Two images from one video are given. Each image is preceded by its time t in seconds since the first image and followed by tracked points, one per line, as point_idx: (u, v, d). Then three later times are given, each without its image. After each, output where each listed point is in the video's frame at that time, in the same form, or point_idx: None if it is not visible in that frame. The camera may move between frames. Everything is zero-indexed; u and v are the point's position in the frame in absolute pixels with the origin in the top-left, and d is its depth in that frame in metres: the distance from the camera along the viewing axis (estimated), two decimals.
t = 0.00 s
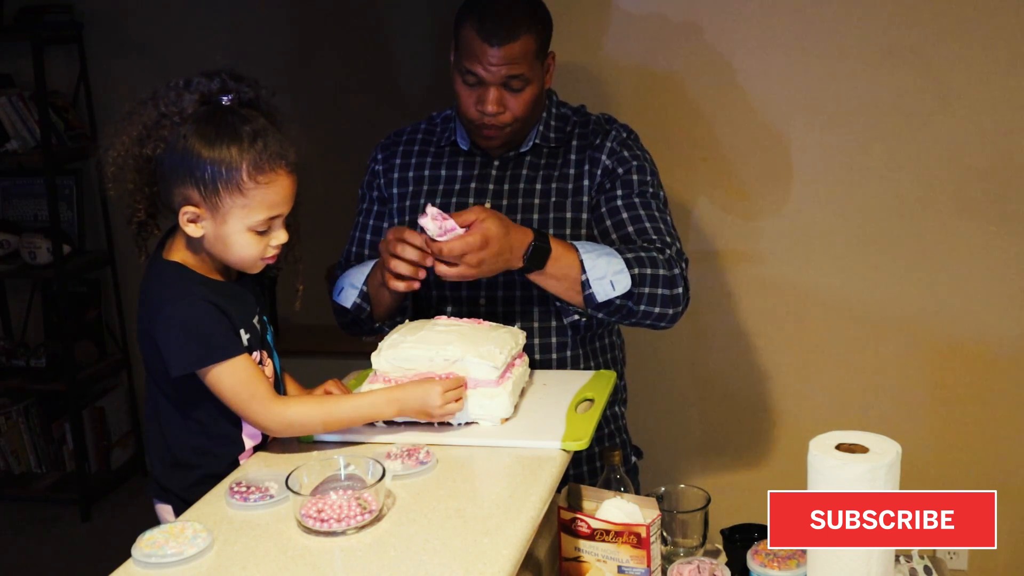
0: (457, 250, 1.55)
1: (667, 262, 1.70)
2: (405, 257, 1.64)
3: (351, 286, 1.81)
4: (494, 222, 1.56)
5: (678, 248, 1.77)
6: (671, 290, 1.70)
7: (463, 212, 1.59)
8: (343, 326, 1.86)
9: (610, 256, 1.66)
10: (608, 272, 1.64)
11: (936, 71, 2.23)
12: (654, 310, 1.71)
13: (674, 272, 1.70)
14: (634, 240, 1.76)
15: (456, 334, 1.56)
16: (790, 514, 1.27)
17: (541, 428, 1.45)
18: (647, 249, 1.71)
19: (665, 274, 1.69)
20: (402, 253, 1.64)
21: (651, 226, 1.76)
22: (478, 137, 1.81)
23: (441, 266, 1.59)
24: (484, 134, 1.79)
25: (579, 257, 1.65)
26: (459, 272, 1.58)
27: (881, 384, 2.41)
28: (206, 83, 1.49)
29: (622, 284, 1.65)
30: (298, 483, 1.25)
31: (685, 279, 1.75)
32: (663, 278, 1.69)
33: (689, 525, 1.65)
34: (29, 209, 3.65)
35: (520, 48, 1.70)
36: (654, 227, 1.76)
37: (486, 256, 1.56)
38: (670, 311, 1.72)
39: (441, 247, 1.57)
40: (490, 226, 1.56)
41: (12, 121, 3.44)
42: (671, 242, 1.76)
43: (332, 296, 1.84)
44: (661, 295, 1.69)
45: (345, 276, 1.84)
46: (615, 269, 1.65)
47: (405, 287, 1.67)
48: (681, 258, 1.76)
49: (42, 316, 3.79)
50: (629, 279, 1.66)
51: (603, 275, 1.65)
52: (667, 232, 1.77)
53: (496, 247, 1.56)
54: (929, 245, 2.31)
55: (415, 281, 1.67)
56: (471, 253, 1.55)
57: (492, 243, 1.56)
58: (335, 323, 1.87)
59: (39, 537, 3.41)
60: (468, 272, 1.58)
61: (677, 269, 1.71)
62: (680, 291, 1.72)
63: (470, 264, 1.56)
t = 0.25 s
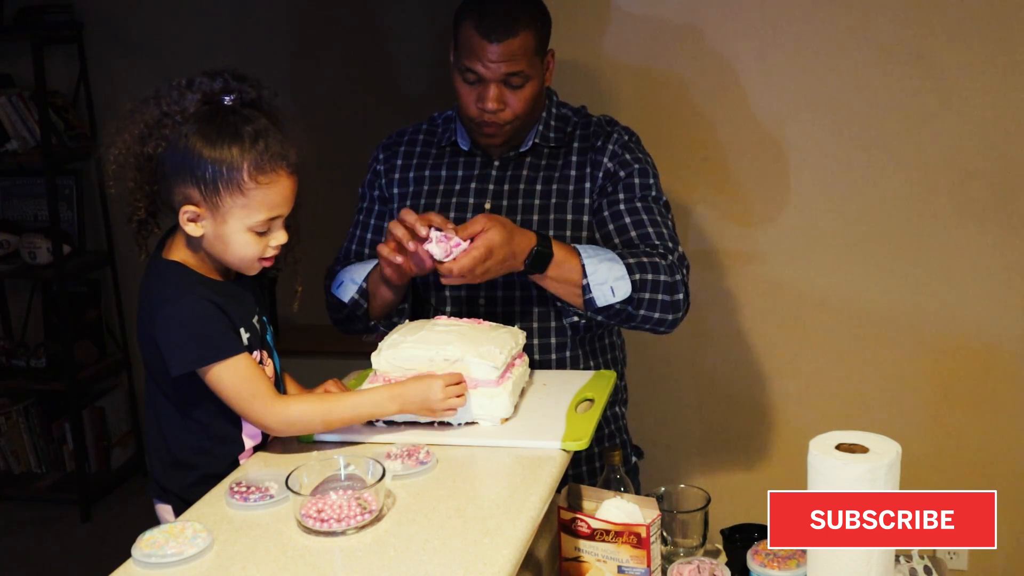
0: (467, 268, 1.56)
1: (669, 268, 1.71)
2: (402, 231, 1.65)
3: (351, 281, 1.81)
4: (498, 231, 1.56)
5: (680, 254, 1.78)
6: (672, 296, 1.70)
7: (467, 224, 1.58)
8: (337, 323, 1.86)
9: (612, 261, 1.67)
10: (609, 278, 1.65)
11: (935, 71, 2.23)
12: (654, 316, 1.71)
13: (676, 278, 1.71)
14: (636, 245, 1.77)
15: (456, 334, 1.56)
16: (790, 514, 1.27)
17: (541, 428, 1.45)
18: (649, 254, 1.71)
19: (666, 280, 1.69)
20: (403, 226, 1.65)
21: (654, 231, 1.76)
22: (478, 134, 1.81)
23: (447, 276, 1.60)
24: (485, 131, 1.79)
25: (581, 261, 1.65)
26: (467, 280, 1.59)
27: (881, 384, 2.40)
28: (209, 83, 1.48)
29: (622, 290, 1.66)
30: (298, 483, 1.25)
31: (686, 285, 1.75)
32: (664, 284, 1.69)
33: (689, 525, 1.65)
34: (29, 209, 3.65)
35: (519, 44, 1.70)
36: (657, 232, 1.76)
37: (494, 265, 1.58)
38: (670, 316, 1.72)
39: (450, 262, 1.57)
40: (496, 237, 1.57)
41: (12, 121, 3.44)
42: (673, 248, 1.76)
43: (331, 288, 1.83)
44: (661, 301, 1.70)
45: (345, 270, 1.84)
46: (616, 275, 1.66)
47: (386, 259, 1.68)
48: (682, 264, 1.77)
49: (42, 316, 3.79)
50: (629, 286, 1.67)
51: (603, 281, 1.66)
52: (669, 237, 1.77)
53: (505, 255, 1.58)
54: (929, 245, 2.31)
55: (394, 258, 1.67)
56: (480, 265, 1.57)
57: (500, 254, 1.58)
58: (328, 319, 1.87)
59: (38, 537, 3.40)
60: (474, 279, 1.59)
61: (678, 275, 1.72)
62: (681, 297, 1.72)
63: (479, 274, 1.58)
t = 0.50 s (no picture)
0: (474, 277, 1.55)
1: (670, 271, 1.71)
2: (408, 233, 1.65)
3: (348, 281, 1.82)
4: (503, 238, 1.55)
5: (681, 256, 1.77)
6: (671, 299, 1.70)
7: (472, 231, 1.56)
8: (331, 321, 1.86)
9: (613, 264, 1.67)
10: (609, 281, 1.65)
11: (936, 70, 2.23)
12: (654, 318, 1.71)
13: (676, 281, 1.71)
14: (638, 247, 1.77)
15: (457, 334, 1.55)
16: (790, 514, 1.27)
17: (542, 429, 1.45)
18: (650, 256, 1.71)
19: (666, 282, 1.69)
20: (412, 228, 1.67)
21: (655, 233, 1.76)
22: (483, 133, 1.81)
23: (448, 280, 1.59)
24: (488, 130, 1.79)
25: (581, 264, 1.65)
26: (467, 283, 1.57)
27: (881, 384, 2.40)
28: (210, 81, 1.49)
29: (622, 293, 1.66)
30: (298, 483, 1.25)
31: (686, 287, 1.75)
32: (664, 287, 1.69)
33: (689, 525, 1.65)
34: (29, 208, 3.65)
35: (523, 42, 1.71)
36: (658, 233, 1.76)
37: (498, 269, 1.57)
38: (669, 318, 1.72)
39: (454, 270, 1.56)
40: (500, 244, 1.55)
41: (12, 121, 3.44)
42: (674, 250, 1.76)
43: (329, 288, 1.83)
44: (661, 303, 1.70)
45: (343, 270, 1.84)
46: (616, 278, 1.66)
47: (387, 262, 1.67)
48: (683, 266, 1.77)
49: (42, 316, 3.79)
50: (630, 289, 1.66)
51: (604, 283, 1.66)
52: (671, 239, 1.77)
53: (509, 259, 1.58)
54: (929, 244, 2.31)
55: (396, 261, 1.67)
56: (484, 271, 1.56)
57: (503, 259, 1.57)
58: (321, 317, 1.87)
59: (39, 537, 3.41)
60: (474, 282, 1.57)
61: (679, 278, 1.71)
62: (681, 300, 1.72)
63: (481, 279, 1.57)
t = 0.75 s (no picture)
0: (479, 282, 1.55)
1: (670, 273, 1.70)
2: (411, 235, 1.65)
3: (349, 282, 1.81)
4: (508, 242, 1.55)
5: (681, 258, 1.77)
6: (671, 301, 1.70)
7: (476, 235, 1.56)
8: (330, 320, 1.86)
9: (613, 267, 1.67)
10: (610, 284, 1.65)
11: (936, 70, 2.23)
12: (653, 320, 1.71)
13: (676, 283, 1.70)
14: (639, 248, 1.77)
15: (457, 334, 1.55)
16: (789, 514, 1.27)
17: (542, 428, 1.45)
18: (651, 259, 1.71)
19: (666, 285, 1.69)
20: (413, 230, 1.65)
21: (656, 235, 1.76)
22: (483, 132, 1.80)
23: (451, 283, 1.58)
24: (490, 129, 1.78)
25: (582, 267, 1.65)
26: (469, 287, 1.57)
27: (881, 384, 2.41)
28: (206, 79, 1.48)
29: (622, 296, 1.66)
30: (298, 482, 1.25)
31: (687, 290, 1.75)
32: (664, 289, 1.69)
33: (689, 525, 1.65)
34: (29, 208, 3.65)
35: (524, 40, 1.71)
36: (659, 235, 1.76)
37: (501, 273, 1.57)
38: (669, 321, 1.72)
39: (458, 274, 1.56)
40: (505, 248, 1.55)
41: (12, 121, 3.44)
42: (675, 252, 1.76)
43: (328, 287, 1.83)
44: (661, 305, 1.70)
45: (343, 270, 1.84)
46: (617, 281, 1.66)
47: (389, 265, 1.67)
48: (684, 268, 1.76)
49: (42, 316, 3.79)
50: (630, 292, 1.66)
51: (604, 286, 1.66)
52: (671, 240, 1.76)
53: (513, 262, 1.58)
54: (929, 244, 2.31)
55: (399, 264, 1.67)
56: (489, 275, 1.55)
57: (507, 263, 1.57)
58: (319, 315, 1.87)
59: (39, 537, 3.41)
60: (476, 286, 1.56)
61: (679, 280, 1.71)
62: (681, 302, 1.72)
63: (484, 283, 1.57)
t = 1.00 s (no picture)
0: (479, 283, 1.56)
1: (670, 275, 1.70)
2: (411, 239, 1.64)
3: (346, 279, 1.81)
4: (506, 244, 1.55)
5: (681, 259, 1.77)
6: (671, 303, 1.70)
7: (475, 237, 1.56)
8: (328, 318, 1.86)
9: (613, 269, 1.66)
10: (609, 285, 1.65)
11: (936, 70, 2.23)
12: (653, 321, 1.71)
13: (675, 285, 1.70)
14: (638, 250, 1.77)
15: (456, 334, 1.55)
16: (789, 514, 1.27)
17: (542, 428, 1.45)
18: (651, 260, 1.71)
19: (666, 287, 1.69)
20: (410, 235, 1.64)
21: (656, 237, 1.76)
22: (484, 130, 1.80)
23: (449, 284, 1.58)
24: (490, 126, 1.78)
25: (581, 268, 1.65)
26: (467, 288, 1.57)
27: (881, 384, 2.41)
28: (199, 71, 1.50)
29: (621, 298, 1.66)
30: (298, 483, 1.25)
31: (686, 291, 1.75)
32: (664, 291, 1.69)
33: (689, 525, 1.65)
34: (29, 208, 3.65)
35: (525, 38, 1.70)
36: (659, 237, 1.76)
37: (500, 274, 1.58)
38: (668, 322, 1.72)
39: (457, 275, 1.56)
40: (504, 250, 1.55)
41: (12, 120, 3.44)
42: (675, 254, 1.76)
43: (326, 286, 1.83)
44: (660, 307, 1.70)
45: (342, 269, 1.83)
46: (616, 283, 1.65)
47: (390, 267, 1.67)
48: (683, 270, 1.77)
49: (42, 316, 3.79)
50: (629, 293, 1.66)
51: (603, 288, 1.66)
52: (671, 242, 1.77)
53: (512, 264, 1.58)
54: (929, 244, 2.31)
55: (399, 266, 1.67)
56: (488, 276, 1.56)
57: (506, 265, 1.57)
58: (318, 313, 1.87)
59: (38, 537, 3.40)
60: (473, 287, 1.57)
61: (678, 282, 1.71)
62: (680, 304, 1.72)
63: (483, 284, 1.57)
